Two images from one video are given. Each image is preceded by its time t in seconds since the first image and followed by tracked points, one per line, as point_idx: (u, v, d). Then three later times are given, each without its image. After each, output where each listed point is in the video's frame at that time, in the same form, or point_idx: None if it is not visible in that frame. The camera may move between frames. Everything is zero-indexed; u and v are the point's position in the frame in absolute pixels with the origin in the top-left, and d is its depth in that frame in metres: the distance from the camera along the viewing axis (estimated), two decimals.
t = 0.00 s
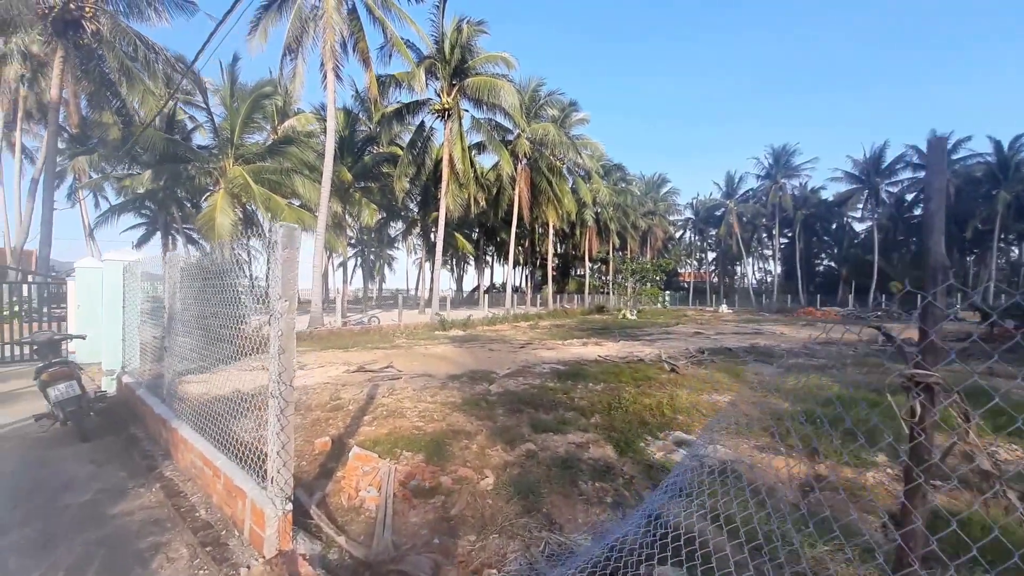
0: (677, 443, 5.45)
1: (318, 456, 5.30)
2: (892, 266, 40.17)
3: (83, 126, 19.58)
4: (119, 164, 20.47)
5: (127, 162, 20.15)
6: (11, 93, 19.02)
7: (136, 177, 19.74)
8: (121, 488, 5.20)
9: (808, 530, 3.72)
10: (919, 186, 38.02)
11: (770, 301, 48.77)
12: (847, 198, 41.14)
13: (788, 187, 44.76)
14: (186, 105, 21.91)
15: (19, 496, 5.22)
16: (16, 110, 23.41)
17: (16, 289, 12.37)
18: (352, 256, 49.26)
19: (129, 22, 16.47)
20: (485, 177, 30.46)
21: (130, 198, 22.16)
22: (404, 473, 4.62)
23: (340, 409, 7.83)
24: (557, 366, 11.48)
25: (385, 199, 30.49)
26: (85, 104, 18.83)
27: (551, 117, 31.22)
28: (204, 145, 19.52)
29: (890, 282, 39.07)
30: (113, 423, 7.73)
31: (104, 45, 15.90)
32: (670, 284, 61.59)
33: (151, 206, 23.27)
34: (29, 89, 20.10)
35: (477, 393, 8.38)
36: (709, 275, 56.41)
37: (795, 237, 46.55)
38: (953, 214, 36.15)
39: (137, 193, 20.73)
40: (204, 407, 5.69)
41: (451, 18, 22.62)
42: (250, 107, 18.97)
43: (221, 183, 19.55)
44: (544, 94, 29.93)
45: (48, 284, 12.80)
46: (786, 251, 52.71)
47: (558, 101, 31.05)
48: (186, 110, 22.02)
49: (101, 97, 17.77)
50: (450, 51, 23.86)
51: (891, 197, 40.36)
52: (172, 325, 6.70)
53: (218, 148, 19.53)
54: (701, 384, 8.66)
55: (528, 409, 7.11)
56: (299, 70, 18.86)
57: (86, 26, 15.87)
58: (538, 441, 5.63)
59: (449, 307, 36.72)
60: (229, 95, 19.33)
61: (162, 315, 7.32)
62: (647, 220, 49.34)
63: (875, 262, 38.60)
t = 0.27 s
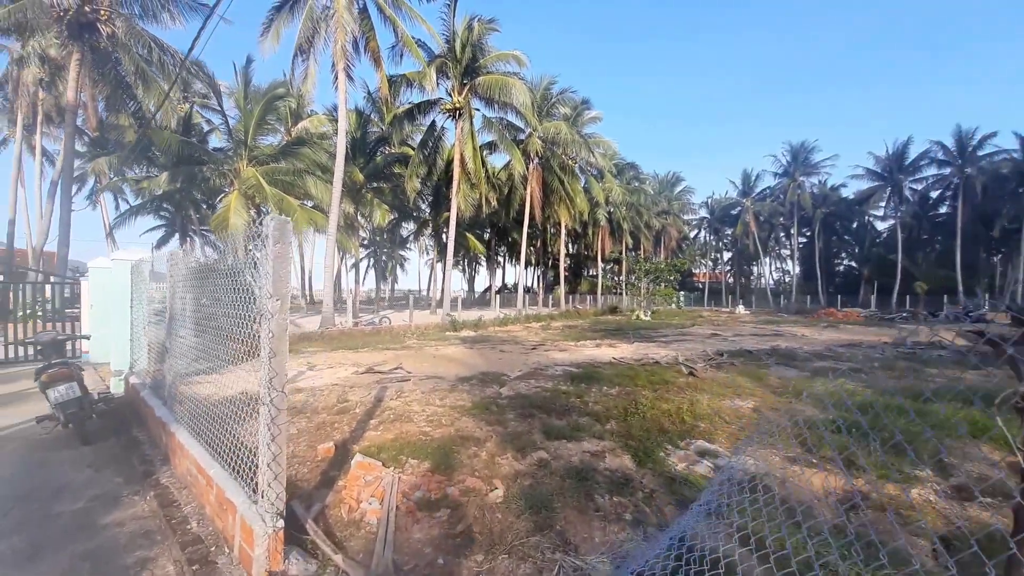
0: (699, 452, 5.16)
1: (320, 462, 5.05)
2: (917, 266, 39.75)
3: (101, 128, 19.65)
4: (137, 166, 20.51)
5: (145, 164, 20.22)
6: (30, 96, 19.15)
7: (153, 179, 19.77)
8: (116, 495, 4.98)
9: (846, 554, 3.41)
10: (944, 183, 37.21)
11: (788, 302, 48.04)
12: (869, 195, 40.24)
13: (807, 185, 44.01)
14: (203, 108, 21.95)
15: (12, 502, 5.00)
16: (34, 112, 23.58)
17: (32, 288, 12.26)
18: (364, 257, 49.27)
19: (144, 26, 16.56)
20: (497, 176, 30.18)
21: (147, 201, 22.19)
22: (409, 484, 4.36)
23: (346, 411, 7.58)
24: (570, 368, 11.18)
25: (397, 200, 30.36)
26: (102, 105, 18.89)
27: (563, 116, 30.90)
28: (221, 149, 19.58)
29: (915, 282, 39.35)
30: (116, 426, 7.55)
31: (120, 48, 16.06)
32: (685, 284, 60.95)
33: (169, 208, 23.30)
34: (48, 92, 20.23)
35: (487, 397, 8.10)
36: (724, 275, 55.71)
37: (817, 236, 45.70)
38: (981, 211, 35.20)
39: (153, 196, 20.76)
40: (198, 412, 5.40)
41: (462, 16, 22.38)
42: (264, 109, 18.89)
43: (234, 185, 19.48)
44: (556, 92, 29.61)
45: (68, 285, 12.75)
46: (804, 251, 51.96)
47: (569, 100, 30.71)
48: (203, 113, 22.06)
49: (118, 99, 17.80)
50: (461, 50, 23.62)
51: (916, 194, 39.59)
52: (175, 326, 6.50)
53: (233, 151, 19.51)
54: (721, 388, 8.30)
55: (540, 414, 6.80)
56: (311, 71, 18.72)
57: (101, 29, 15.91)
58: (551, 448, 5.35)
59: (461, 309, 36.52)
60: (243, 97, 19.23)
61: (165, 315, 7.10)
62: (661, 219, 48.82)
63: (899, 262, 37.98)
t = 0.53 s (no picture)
0: (732, 471, 4.95)
1: (328, 473, 4.78)
2: (958, 267, 38.92)
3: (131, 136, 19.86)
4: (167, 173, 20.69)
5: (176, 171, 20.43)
6: (65, 105, 19.45)
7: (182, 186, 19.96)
8: (120, 508, 4.78)
9: None
10: (985, 179, 36.17)
11: (815, 305, 47.01)
12: (905, 193, 39.10)
13: (837, 183, 43.02)
14: (230, 117, 22.08)
15: (13, 514, 4.80)
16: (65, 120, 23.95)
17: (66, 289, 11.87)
18: (383, 259, 49.33)
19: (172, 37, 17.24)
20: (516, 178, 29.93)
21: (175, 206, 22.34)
22: (419, 500, 4.12)
23: (358, 413, 7.34)
24: (589, 374, 10.83)
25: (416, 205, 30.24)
26: (134, 113, 19.13)
27: (582, 117, 30.59)
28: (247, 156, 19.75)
29: (956, 284, 38.99)
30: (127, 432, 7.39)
31: (151, 60, 16.36)
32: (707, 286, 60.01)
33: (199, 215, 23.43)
34: (82, 101, 20.57)
35: (503, 404, 7.81)
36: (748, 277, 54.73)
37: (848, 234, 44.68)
38: None
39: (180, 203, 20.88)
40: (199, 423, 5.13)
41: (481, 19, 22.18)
42: (287, 115, 18.91)
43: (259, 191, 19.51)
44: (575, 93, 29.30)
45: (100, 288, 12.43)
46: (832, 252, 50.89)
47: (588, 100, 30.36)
48: (230, 122, 22.20)
49: (148, 108, 17.98)
50: (480, 52, 23.39)
51: (955, 191, 38.64)
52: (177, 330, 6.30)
53: (259, 158, 19.62)
54: (749, 400, 7.91)
55: (558, 424, 6.51)
56: (331, 77, 18.68)
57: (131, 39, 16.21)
58: (569, 463, 5.07)
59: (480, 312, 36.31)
60: (266, 105, 19.27)
61: (174, 319, 6.88)
62: (683, 220, 48.10)
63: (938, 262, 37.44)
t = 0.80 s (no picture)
0: (754, 486, 4.68)
1: (326, 486, 4.48)
2: (976, 270, 38.25)
3: (142, 142, 19.82)
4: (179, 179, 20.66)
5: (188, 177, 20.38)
6: (78, 112, 19.46)
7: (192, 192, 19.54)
8: (108, 523, 4.53)
9: None
10: (1003, 180, 35.58)
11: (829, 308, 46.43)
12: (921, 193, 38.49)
13: (852, 184, 42.43)
14: (242, 124, 22.00)
15: None
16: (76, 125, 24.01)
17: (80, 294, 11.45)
18: (391, 263, 49.19)
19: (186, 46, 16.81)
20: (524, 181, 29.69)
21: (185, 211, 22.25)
22: (421, 516, 3.87)
23: (358, 419, 7.07)
24: (599, 380, 10.52)
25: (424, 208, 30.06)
26: (145, 119, 19.10)
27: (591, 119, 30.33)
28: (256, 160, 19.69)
29: (975, 287, 38.39)
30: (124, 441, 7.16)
31: (161, 65, 16.30)
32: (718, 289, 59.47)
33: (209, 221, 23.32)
34: (95, 108, 20.59)
35: (510, 412, 7.52)
36: (759, 280, 54.18)
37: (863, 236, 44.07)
38: None
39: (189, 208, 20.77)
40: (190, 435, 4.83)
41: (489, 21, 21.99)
42: (296, 120, 18.77)
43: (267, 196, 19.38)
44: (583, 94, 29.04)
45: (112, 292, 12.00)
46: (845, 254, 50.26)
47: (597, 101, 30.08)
48: (241, 129, 22.15)
49: (160, 115, 17.93)
50: (488, 55, 23.14)
51: (972, 192, 38.09)
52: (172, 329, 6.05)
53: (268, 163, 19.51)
54: (767, 408, 7.60)
55: (567, 434, 6.24)
56: (340, 81, 18.52)
57: (144, 46, 16.16)
58: (580, 476, 4.80)
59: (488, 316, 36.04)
60: (276, 110, 19.04)
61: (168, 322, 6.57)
62: (693, 223, 47.66)
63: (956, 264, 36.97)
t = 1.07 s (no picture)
0: (766, 499, 4.47)
1: (317, 500, 4.27)
2: (979, 273, 38.01)
3: (142, 144, 19.65)
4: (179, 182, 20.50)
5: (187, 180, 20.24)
6: (77, 115, 19.30)
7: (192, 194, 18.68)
8: (87, 539, 4.32)
9: None
10: (1006, 182, 35.37)
11: (832, 311, 46.20)
12: (923, 196, 38.25)
13: (854, 186, 42.21)
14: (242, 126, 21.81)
15: None
16: (77, 128, 23.90)
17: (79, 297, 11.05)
18: (392, 265, 48.98)
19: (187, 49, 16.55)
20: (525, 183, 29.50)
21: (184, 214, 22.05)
22: (416, 532, 3.67)
23: (355, 425, 6.87)
24: (601, 385, 10.30)
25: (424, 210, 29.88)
26: (144, 121, 18.93)
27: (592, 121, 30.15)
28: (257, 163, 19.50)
29: (977, 290, 38.17)
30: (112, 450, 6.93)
31: (161, 67, 16.14)
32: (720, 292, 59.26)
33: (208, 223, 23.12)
34: (94, 111, 20.44)
35: (512, 419, 7.31)
36: (761, 282, 53.99)
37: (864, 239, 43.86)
38: None
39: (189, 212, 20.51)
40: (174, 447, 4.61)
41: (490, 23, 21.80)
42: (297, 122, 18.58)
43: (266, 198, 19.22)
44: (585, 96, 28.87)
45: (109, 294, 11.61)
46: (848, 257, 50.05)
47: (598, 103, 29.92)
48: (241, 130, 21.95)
49: (159, 118, 17.77)
50: (489, 56, 22.99)
51: (975, 194, 37.89)
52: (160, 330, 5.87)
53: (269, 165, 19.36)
54: (775, 415, 7.38)
55: (569, 442, 6.03)
56: (341, 83, 18.34)
57: (143, 48, 15.99)
58: (583, 488, 4.59)
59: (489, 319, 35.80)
60: (277, 112, 18.88)
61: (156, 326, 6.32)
62: (694, 225, 47.43)
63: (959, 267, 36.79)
